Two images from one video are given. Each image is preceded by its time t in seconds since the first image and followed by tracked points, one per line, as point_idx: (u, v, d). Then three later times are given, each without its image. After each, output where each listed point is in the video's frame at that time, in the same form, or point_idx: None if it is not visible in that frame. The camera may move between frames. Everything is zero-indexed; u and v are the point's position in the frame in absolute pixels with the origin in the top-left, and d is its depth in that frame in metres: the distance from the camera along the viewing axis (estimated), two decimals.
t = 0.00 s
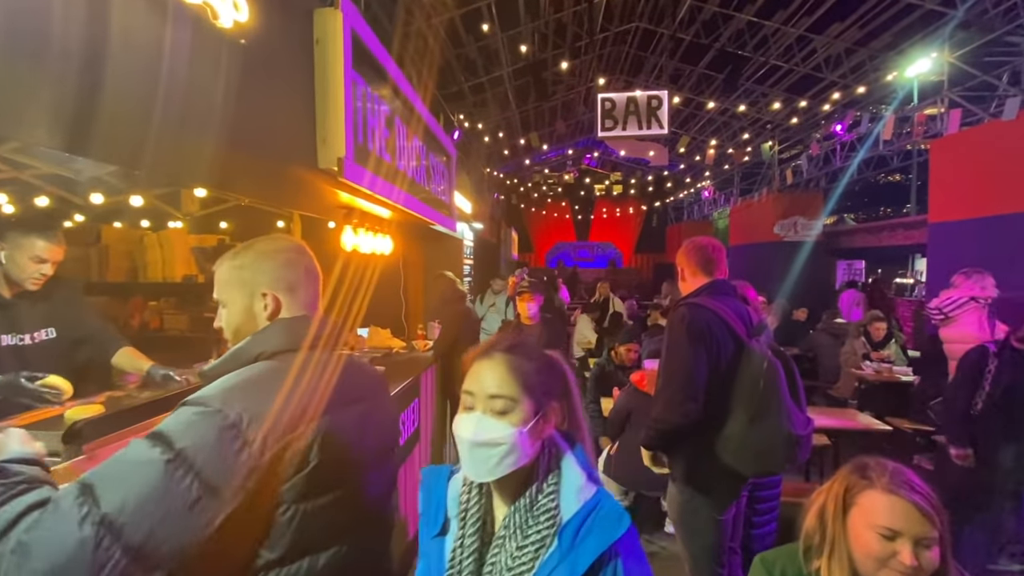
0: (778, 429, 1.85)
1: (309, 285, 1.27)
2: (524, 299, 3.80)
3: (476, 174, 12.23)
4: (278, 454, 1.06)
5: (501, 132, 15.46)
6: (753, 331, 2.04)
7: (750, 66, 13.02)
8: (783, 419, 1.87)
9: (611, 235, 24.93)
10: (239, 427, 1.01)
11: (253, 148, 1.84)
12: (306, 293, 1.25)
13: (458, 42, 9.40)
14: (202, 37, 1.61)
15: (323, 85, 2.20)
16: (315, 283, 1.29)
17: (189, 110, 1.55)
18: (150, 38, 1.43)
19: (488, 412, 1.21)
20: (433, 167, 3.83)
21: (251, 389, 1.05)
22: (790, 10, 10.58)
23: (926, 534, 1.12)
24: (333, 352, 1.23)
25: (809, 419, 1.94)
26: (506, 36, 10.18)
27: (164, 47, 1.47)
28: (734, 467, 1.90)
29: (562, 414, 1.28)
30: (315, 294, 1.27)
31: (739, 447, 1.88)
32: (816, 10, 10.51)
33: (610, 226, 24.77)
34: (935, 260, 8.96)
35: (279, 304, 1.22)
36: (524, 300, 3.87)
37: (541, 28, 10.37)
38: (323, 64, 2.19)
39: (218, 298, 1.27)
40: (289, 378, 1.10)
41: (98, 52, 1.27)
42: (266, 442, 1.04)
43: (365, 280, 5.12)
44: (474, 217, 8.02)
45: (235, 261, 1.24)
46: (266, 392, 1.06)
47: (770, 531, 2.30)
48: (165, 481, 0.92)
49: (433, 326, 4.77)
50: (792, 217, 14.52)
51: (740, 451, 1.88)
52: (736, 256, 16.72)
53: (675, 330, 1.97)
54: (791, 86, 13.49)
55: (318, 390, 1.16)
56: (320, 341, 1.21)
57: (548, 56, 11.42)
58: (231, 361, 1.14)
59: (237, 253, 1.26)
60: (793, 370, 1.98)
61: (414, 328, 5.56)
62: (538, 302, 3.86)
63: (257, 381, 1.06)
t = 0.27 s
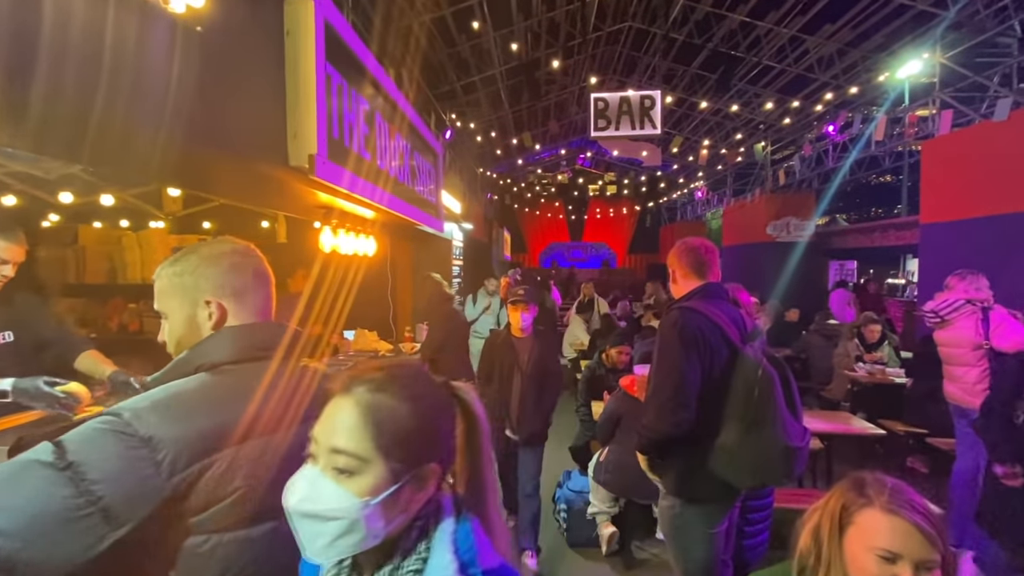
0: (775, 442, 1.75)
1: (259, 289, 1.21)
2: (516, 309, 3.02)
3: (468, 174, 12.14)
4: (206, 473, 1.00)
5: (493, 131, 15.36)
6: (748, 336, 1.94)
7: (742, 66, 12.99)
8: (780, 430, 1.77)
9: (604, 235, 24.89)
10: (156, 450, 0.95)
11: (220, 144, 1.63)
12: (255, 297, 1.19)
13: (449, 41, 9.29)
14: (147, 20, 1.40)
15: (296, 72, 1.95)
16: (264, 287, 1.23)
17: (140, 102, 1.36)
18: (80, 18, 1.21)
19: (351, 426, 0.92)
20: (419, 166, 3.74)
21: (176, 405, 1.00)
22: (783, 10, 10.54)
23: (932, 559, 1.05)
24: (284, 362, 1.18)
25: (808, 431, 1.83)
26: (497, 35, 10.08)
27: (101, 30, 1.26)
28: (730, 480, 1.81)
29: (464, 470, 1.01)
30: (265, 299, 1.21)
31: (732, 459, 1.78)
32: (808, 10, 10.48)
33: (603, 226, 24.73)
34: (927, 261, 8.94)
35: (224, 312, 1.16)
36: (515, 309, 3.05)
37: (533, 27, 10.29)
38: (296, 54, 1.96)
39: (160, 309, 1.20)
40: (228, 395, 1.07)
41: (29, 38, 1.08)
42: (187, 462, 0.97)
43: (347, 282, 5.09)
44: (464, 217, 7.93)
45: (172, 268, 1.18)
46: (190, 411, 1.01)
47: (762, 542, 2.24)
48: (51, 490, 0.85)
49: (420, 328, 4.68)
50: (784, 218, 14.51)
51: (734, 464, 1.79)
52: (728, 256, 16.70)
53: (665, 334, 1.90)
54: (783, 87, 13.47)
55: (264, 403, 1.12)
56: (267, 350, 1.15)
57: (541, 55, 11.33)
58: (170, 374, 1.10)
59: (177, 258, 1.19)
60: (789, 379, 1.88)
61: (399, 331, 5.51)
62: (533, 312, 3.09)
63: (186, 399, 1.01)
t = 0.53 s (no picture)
0: (768, 453, 1.68)
1: (204, 294, 1.13)
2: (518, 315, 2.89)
3: (462, 174, 12.07)
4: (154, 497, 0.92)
5: (488, 131, 15.29)
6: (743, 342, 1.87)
7: (738, 66, 12.96)
8: (775, 439, 1.70)
9: (600, 235, 24.85)
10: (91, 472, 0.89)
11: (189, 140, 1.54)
12: (199, 304, 1.10)
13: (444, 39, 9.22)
14: (100, 9, 1.32)
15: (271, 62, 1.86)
16: (212, 292, 1.15)
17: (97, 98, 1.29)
18: (24, 3, 1.13)
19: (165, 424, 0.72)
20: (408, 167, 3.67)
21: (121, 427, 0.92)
22: (778, 10, 10.52)
23: None
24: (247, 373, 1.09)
25: (805, 440, 1.76)
26: (492, 34, 10.02)
27: (56, 24, 1.19)
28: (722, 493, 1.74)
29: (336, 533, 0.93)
30: (212, 304, 1.13)
31: (726, 468, 1.72)
32: (803, 10, 10.48)
33: (598, 226, 24.69)
34: (920, 262, 8.94)
35: (166, 321, 1.08)
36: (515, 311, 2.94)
37: (528, 26, 10.23)
38: (273, 48, 1.86)
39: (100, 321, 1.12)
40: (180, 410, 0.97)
41: None
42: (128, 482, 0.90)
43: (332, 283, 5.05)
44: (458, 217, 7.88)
45: (107, 278, 1.10)
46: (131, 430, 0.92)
47: (756, 549, 2.20)
48: None
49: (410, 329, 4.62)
50: (779, 218, 14.52)
51: (727, 476, 1.72)
52: (724, 257, 16.69)
53: (656, 338, 1.84)
54: (778, 87, 13.45)
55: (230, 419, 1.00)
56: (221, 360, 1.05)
57: (535, 55, 11.28)
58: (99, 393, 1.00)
59: (115, 267, 1.11)
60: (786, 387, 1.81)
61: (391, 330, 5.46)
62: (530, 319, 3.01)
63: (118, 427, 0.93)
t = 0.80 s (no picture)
0: (769, 458, 1.63)
1: (162, 293, 1.07)
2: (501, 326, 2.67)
3: (458, 173, 12.02)
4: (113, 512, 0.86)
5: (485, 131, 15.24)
6: (742, 343, 1.80)
7: (734, 66, 12.95)
8: (776, 444, 1.64)
9: (596, 235, 24.83)
10: (35, 485, 0.83)
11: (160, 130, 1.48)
12: (156, 303, 1.05)
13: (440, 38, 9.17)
14: None
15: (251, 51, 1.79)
16: (172, 290, 1.09)
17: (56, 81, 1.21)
18: None
19: None
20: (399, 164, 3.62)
21: (74, 438, 0.86)
22: (775, 10, 10.51)
23: None
24: (214, 377, 1.04)
25: (806, 444, 1.71)
26: (488, 33, 9.98)
27: (9, 6, 1.13)
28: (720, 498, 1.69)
29: None
30: (171, 303, 1.07)
31: (726, 474, 1.65)
32: (799, 10, 10.48)
33: (595, 226, 24.67)
34: (917, 262, 8.93)
35: (121, 322, 1.03)
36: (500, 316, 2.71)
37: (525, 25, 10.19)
38: (253, 37, 1.80)
39: (50, 325, 1.07)
40: (143, 418, 0.92)
41: None
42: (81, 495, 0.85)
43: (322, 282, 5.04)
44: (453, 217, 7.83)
45: (54, 276, 1.04)
46: (85, 442, 0.87)
47: (751, 554, 2.15)
48: None
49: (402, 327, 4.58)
50: (776, 218, 14.50)
51: (726, 481, 1.66)
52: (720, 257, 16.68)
53: (654, 339, 1.76)
54: (775, 87, 13.44)
55: (201, 428, 0.97)
56: (183, 363, 1.01)
57: (532, 54, 11.23)
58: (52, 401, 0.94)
59: (61, 264, 1.05)
60: (785, 389, 1.76)
61: (388, 327, 5.40)
62: (526, 320, 2.73)
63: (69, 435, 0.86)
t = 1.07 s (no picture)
0: (782, 464, 1.56)
1: (122, 291, 1.00)
2: (477, 339, 2.30)
3: (455, 172, 11.95)
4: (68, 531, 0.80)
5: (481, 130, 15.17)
6: (748, 344, 1.74)
7: (732, 65, 12.91)
8: (788, 450, 1.57)
9: (593, 235, 24.79)
10: None
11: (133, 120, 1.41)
12: (116, 302, 0.98)
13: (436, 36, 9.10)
14: None
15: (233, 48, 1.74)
16: (133, 289, 1.02)
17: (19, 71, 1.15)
18: None
19: None
20: (392, 162, 3.55)
21: (20, 451, 0.80)
22: (772, 9, 10.48)
23: None
24: (183, 382, 0.98)
25: (816, 451, 1.64)
26: (485, 32, 9.92)
27: None
28: (727, 506, 1.62)
29: None
30: (131, 302, 1.00)
31: (735, 481, 1.59)
32: (796, 9, 10.45)
33: (592, 226, 24.64)
34: (915, 262, 8.90)
35: (74, 324, 0.96)
36: (478, 329, 2.32)
37: (522, 24, 10.14)
38: (235, 23, 1.75)
39: None
40: (101, 425, 0.85)
41: None
42: (26, 514, 0.79)
43: (312, 280, 4.99)
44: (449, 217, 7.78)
45: None
46: (36, 455, 0.80)
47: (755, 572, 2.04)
48: None
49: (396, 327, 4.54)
50: (773, 217, 14.50)
51: (734, 489, 1.60)
52: (717, 256, 16.66)
53: (658, 340, 1.69)
54: (772, 86, 13.42)
55: (173, 437, 0.91)
56: (145, 367, 0.94)
57: (528, 52, 11.16)
58: None
59: (8, 261, 0.97)
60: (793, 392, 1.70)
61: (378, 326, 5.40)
62: (509, 329, 2.33)
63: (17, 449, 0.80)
